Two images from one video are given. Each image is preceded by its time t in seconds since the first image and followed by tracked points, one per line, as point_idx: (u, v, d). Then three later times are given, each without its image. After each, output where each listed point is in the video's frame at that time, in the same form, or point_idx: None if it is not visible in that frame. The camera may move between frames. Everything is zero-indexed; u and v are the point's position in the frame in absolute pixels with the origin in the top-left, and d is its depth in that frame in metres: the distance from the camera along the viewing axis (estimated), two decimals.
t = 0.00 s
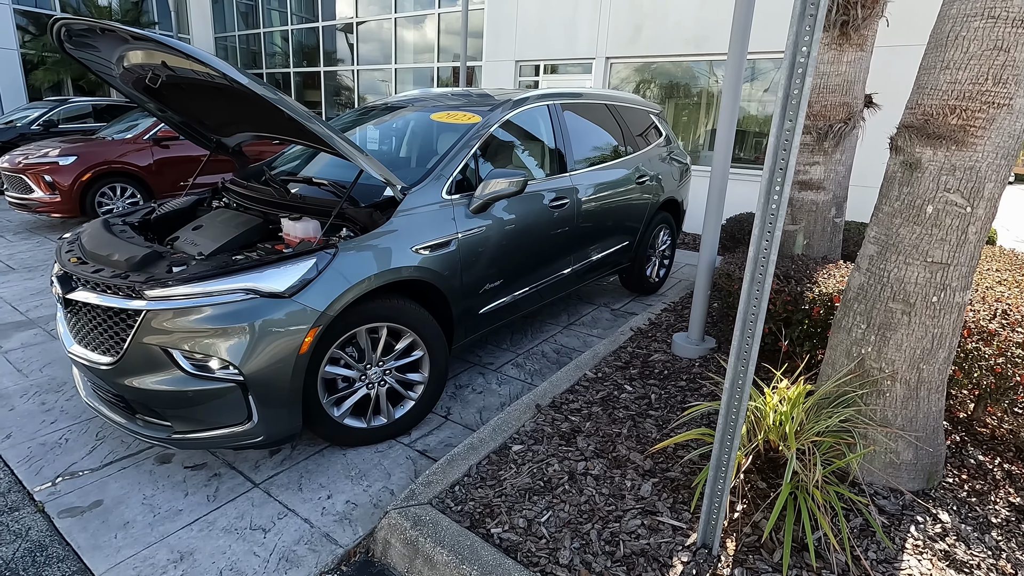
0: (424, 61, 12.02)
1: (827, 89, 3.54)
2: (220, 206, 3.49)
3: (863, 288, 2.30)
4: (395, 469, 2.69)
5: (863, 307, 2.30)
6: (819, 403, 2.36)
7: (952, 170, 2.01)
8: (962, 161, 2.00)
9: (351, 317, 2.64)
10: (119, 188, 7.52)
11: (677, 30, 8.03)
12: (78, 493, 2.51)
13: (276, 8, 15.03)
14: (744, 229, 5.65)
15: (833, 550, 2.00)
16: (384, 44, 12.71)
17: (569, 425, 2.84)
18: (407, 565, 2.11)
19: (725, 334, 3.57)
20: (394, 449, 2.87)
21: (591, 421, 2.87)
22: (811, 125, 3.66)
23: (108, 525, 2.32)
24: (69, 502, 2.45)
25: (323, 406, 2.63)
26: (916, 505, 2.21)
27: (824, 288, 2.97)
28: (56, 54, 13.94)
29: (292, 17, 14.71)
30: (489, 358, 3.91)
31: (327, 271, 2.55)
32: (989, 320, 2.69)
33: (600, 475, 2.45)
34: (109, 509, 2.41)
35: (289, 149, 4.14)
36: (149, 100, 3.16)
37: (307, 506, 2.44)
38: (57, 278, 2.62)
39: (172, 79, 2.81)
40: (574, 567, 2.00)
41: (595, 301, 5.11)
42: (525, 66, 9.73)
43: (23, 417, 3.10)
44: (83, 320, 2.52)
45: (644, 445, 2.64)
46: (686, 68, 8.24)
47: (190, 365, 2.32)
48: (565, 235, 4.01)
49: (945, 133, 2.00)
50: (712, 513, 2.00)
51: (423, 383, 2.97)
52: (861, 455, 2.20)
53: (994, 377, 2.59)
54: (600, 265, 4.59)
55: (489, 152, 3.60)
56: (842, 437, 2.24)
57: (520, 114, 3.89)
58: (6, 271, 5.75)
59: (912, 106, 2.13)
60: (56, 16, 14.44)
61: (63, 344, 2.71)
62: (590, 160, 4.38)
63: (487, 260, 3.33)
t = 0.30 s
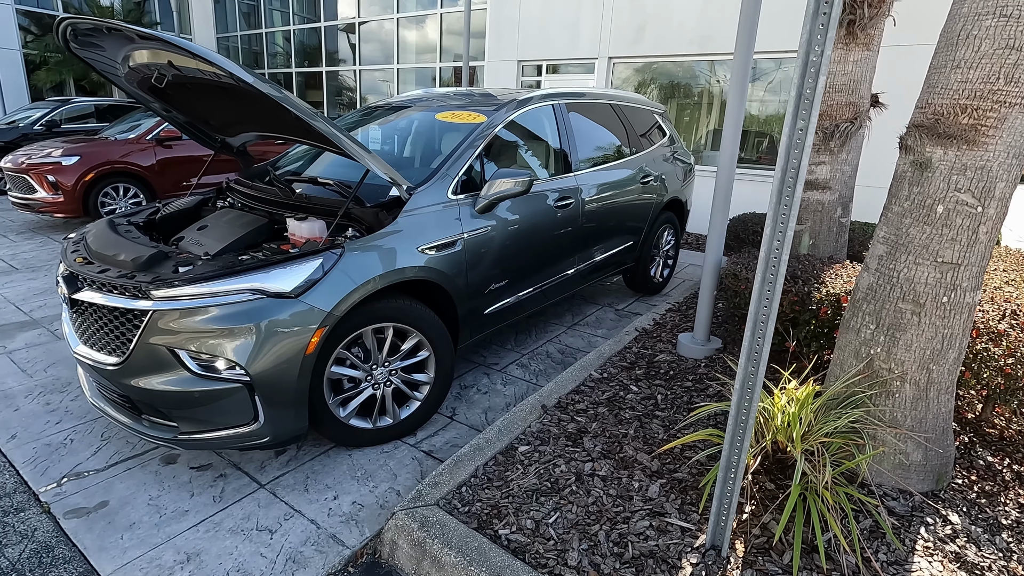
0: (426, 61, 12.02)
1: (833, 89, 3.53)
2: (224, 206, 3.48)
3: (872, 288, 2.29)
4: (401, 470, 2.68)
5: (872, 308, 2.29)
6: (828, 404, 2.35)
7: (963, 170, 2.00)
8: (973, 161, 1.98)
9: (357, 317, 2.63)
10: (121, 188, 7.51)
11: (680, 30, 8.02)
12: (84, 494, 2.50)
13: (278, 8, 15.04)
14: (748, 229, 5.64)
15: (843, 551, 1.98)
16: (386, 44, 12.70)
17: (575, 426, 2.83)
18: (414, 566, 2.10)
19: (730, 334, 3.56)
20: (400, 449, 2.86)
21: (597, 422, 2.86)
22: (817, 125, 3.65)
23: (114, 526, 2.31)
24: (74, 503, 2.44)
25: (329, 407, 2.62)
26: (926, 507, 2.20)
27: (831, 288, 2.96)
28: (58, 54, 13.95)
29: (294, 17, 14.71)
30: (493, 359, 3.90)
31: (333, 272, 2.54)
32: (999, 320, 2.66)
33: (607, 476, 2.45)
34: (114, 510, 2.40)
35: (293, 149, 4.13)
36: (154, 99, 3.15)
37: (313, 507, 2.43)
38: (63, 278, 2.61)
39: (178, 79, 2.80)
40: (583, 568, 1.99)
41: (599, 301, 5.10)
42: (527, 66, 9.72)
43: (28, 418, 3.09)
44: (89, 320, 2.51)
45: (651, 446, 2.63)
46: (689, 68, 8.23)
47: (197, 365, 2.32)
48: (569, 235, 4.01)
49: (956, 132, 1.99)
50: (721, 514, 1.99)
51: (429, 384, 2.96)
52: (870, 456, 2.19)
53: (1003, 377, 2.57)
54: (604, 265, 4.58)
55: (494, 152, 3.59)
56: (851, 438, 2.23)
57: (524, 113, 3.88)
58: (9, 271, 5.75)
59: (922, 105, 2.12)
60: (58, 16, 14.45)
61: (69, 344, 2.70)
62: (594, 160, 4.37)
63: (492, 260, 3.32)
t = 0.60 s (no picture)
0: (426, 61, 12.03)
1: (833, 89, 3.54)
2: (227, 206, 3.50)
3: (872, 288, 2.31)
4: (404, 469, 2.70)
5: (872, 307, 2.30)
6: (828, 403, 2.37)
7: (963, 170, 2.02)
8: (972, 162, 2.00)
9: (360, 317, 2.65)
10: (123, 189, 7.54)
11: (680, 30, 8.04)
12: (89, 493, 2.52)
13: (279, 9, 15.06)
14: (748, 229, 5.65)
15: (842, 549, 2.00)
16: (386, 44, 12.71)
17: (577, 425, 2.85)
18: (418, 564, 2.12)
19: (731, 334, 3.57)
20: (403, 448, 2.88)
21: (599, 421, 2.88)
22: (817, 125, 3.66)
23: (120, 524, 2.34)
24: (81, 502, 2.46)
25: (332, 406, 2.64)
26: (925, 505, 2.22)
27: (831, 288, 2.98)
28: (60, 55, 13.99)
29: (295, 17, 14.71)
30: (495, 359, 3.91)
31: (336, 272, 2.56)
32: (997, 321, 2.69)
33: (609, 475, 2.46)
34: (120, 508, 2.43)
35: (295, 150, 4.15)
36: (158, 100, 3.17)
37: (318, 506, 2.45)
38: (68, 278, 2.63)
39: (182, 81, 2.82)
40: (586, 566, 2.00)
41: (600, 301, 5.12)
42: (527, 67, 9.73)
43: (33, 418, 3.11)
44: (94, 320, 2.53)
45: (653, 445, 2.65)
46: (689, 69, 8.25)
47: (202, 365, 2.34)
48: (570, 236, 4.02)
49: (955, 133, 2.01)
50: (722, 512, 2.01)
51: (431, 383, 2.98)
52: (870, 455, 2.21)
53: (1002, 377, 2.58)
54: (605, 265, 4.60)
55: (495, 153, 3.61)
56: (852, 437, 2.25)
57: (525, 114, 3.90)
58: (12, 271, 5.77)
59: (922, 106, 2.14)
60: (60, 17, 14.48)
61: (74, 344, 2.72)
62: (595, 160, 4.39)
63: (494, 261, 3.34)
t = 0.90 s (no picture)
0: (428, 60, 12.08)
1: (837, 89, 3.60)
2: (242, 205, 3.56)
3: (877, 283, 2.37)
4: (420, 461, 2.77)
5: (877, 302, 2.37)
6: (834, 395, 2.44)
7: (966, 169, 2.08)
8: (975, 161, 2.07)
9: (377, 313, 2.71)
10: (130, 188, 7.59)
11: (682, 29, 8.10)
12: (114, 484, 2.58)
13: (280, 8, 15.10)
14: (751, 226, 5.72)
15: (850, 535, 2.07)
16: (389, 43, 12.75)
17: (588, 418, 2.92)
18: (438, 552, 2.19)
19: (737, 330, 3.64)
20: (417, 441, 2.95)
21: (609, 414, 2.94)
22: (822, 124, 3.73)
23: (146, 514, 2.40)
24: (106, 493, 2.53)
25: (350, 400, 2.70)
26: (929, 493, 2.29)
27: (836, 284, 3.05)
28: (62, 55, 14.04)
29: (296, 16, 14.74)
30: (504, 354, 3.98)
31: (353, 269, 2.62)
32: (999, 316, 2.80)
33: (621, 466, 2.53)
34: (145, 499, 2.49)
35: (306, 149, 4.20)
36: (174, 101, 3.22)
37: (337, 496, 2.51)
38: (92, 275, 2.69)
39: (201, 82, 2.87)
40: (601, 552, 2.07)
41: (605, 298, 5.19)
42: (530, 66, 9.79)
43: (53, 412, 3.18)
44: (118, 316, 2.59)
45: (663, 437, 2.71)
46: (691, 68, 8.30)
47: (226, 359, 2.40)
48: (577, 234, 4.09)
49: (958, 133, 2.07)
50: (733, 500, 2.08)
51: (445, 378, 3.04)
52: (875, 445, 2.28)
53: (1003, 370, 2.65)
54: (611, 263, 4.67)
55: (504, 153, 3.66)
56: (858, 428, 2.32)
57: (533, 114, 3.95)
58: (23, 269, 5.83)
59: (926, 106, 2.21)
60: (62, 16, 14.52)
61: (97, 340, 2.78)
62: (600, 160, 4.45)
63: (504, 259, 3.40)
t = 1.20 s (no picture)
0: (431, 60, 12.13)
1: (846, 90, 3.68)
2: (261, 203, 3.63)
3: (888, 279, 2.44)
4: (441, 453, 2.84)
5: (889, 297, 2.44)
6: (847, 387, 2.51)
7: (976, 168, 2.16)
8: (985, 160, 2.14)
9: (401, 308, 2.78)
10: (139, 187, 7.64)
11: (685, 30, 8.16)
12: (145, 476, 2.65)
13: (283, 8, 15.15)
14: (757, 225, 5.79)
15: (865, 522, 2.15)
16: (392, 43, 12.80)
17: (604, 411, 2.99)
18: (465, 539, 2.26)
19: (747, 326, 3.72)
20: (438, 434, 3.02)
21: (625, 407, 3.02)
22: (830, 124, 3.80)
23: (179, 504, 2.47)
24: (138, 483, 2.60)
25: (374, 394, 2.77)
26: (939, 482, 2.37)
27: (847, 280, 3.13)
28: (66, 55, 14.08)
29: (299, 16, 14.79)
30: (518, 350, 4.05)
31: (378, 266, 2.69)
32: (1005, 311, 2.89)
33: (640, 457, 2.60)
34: (177, 490, 2.56)
35: (321, 148, 4.27)
36: (197, 102, 3.28)
37: (364, 487, 2.58)
38: (123, 272, 2.76)
39: (228, 84, 2.93)
40: (624, 538, 2.14)
41: (614, 295, 5.27)
42: (534, 66, 9.86)
43: (79, 407, 3.24)
44: (149, 311, 2.66)
45: (678, 429, 2.79)
46: (692, 67, 8.38)
47: (256, 353, 2.47)
48: (588, 233, 4.17)
49: (969, 133, 2.15)
50: (752, 488, 2.15)
51: (464, 372, 3.11)
52: (887, 436, 2.35)
53: (1010, 363, 2.73)
54: (620, 260, 4.75)
55: (518, 153, 3.73)
56: (870, 419, 2.39)
57: (545, 115, 4.02)
58: (36, 268, 5.89)
59: (937, 107, 2.28)
60: (65, 15, 14.56)
61: (126, 335, 2.85)
62: (610, 160, 4.53)
63: (520, 257, 3.48)
